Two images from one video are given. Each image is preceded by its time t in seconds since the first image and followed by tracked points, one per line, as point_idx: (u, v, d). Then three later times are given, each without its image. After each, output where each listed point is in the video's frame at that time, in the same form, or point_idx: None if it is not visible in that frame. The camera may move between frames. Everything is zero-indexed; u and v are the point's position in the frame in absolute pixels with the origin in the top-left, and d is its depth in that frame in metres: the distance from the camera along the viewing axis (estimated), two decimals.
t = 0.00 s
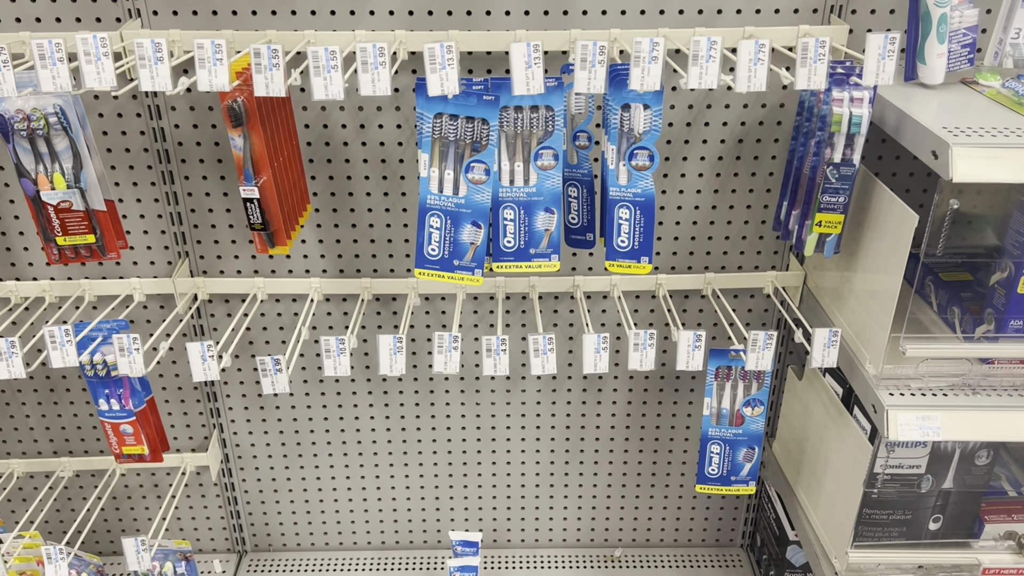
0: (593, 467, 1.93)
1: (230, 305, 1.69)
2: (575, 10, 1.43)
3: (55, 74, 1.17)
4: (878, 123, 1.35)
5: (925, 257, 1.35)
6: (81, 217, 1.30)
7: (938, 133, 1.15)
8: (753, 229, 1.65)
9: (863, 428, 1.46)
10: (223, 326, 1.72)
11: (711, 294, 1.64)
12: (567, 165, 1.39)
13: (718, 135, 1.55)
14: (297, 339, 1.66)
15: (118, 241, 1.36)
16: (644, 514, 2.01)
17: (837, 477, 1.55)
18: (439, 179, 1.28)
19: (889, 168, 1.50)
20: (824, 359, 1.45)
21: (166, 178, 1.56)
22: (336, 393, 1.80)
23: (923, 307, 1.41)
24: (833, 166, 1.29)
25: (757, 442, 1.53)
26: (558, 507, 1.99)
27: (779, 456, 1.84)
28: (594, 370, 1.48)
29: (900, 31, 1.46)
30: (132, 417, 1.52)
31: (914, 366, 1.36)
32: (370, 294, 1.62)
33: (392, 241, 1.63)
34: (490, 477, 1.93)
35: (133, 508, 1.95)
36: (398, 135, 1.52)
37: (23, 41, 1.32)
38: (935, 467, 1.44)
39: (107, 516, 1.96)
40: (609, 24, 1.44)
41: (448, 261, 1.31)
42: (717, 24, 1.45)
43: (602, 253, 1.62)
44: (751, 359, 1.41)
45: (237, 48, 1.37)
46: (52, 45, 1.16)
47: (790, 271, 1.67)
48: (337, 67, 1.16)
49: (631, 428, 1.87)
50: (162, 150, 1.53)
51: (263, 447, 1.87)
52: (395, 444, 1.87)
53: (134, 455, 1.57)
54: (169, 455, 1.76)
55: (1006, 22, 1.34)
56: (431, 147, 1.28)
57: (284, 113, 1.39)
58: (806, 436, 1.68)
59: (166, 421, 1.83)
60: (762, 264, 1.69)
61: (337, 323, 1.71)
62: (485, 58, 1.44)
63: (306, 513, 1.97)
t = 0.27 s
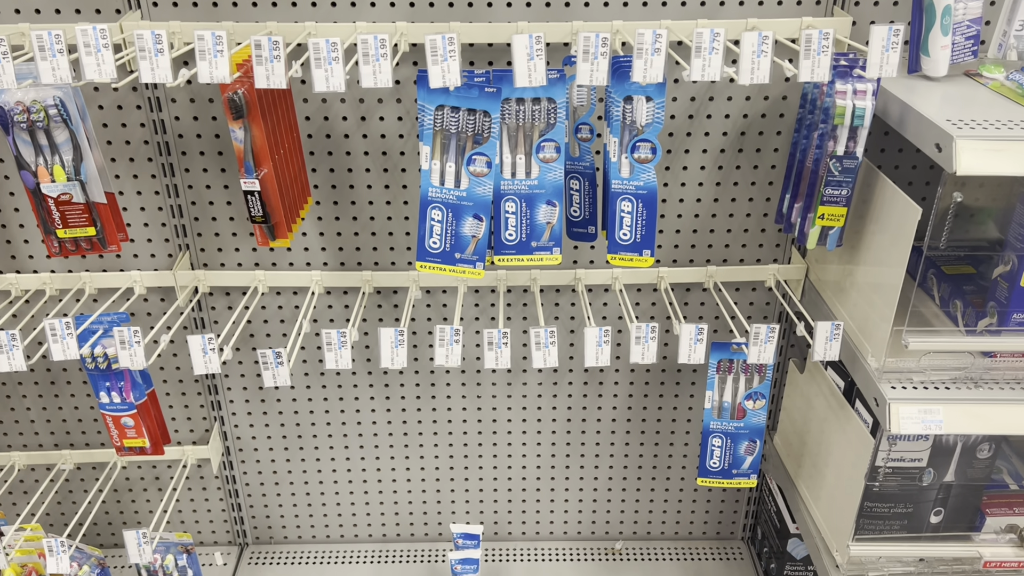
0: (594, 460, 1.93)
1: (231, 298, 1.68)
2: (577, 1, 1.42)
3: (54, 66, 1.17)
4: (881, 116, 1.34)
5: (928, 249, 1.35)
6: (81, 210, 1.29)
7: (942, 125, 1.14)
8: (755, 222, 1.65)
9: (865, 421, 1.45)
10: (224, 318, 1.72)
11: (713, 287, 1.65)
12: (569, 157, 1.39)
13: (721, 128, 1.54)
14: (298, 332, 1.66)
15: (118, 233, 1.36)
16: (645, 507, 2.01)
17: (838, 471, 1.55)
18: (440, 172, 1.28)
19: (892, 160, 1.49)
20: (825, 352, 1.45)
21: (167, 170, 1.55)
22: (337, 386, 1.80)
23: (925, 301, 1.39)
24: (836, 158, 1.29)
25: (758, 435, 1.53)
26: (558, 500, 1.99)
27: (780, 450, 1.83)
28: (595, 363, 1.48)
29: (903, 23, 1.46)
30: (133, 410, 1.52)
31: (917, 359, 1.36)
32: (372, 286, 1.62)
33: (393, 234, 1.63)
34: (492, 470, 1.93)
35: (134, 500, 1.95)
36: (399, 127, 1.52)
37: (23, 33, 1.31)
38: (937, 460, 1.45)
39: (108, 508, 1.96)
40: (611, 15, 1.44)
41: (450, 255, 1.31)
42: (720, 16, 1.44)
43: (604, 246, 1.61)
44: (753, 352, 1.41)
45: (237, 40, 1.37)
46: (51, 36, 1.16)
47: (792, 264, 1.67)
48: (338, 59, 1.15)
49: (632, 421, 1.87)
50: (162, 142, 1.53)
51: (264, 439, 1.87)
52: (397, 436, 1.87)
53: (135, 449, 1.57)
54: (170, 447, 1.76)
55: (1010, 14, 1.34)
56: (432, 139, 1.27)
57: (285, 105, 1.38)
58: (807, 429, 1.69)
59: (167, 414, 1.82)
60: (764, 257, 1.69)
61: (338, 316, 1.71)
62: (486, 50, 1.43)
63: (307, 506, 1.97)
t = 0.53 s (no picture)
0: (595, 457, 1.93)
1: (230, 295, 1.68)
2: None
3: (53, 62, 1.16)
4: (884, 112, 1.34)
5: (931, 246, 1.35)
6: (80, 207, 1.29)
7: (946, 122, 1.14)
8: (757, 219, 1.64)
9: (867, 418, 1.45)
10: (224, 315, 1.72)
11: (714, 284, 1.64)
12: (570, 154, 1.38)
13: (722, 124, 1.54)
14: (298, 329, 1.66)
15: (118, 230, 1.35)
16: (645, 504, 2.01)
17: (839, 468, 1.54)
18: (441, 169, 1.27)
19: (895, 157, 1.49)
20: (828, 349, 1.45)
21: (166, 167, 1.55)
22: (337, 383, 1.79)
23: (928, 299, 1.40)
24: (839, 156, 1.28)
25: (760, 433, 1.52)
26: (559, 497, 1.99)
27: (782, 447, 1.83)
28: (596, 361, 1.47)
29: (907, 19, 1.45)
30: (133, 407, 1.52)
31: (919, 357, 1.35)
32: (372, 284, 1.61)
33: (393, 231, 1.62)
34: (492, 467, 1.93)
35: (134, 497, 1.95)
36: (399, 123, 1.51)
37: (21, 28, 1.30)
38: (939, 458, 1.45)
39: (108, 505, 1.96)
40: (613, 11, 1.43)
41: (450, 252, 1.31)
42: (722, 11, 1.43)
43: (605, 243, 1.60)
44: (755, 349, 1.41)
45: (237, 35, 1.36)
46: (50, 32, 1.15)
47: (794, 261, 1.66)
48: (338, 55, 1.14)
49: (633, 418, 1.87)
50: (162, 139, 1.52)
51: (265, 436, 1.87)
52: (397, 433, 1.87)
53: (135, 446, 1.56)
54: (170, 444, 1.76)
55: (1014, 10, 1.33)
56: (433, 136, 1.26)
57: (284, 101, 1.37)
58: (809, 427, 1.68)
59: (166, 410, 1.82)
60: (766, 254, 1.68)
61: (338, 313, 1.70)
62: (487, 46, 1.43)
63: (307, 503, 1.97)
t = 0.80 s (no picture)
0: (595, 457, 1.93)
1: (230, 295, 1.67)
2: None
3: (51, 63, 1.16)
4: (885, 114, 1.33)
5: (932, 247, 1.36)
6: (78, 208, 1.29)
7: (947, 124, 1.13)
8: (757, 220, 1.63)
9: (867, 420, 1.44)
10: (223, 316, 1.71)
11: (715, 285, 1.63)
12: (570, 155, 1.37)
13: (723, 125, 1.53)
14: (298, 330, 1.65)
15: (116, 231, 1.35)
16: (645, 505, 2.00)
17: (840, 470, 1.54)
18: (440, 170, 1.27)
19: (896, 158, 1.48)
20: (829, 351, 1.44)
21: (165, 167, 1.54)
22: (337, 384, 1.79)
23: (929, 300, 1.41)
24: (840, 157, 1.27)
25: (760, 434, 1.52)
26: (559, 497, 1.98)
27: (782, 448, 1.82)
28: (596, 363, 1.46)
29: (908, 19, 1.44)
30: (132, 408, 1.51)
31: (920, 359, 1.35)
32: (372, 285, 1.61)
33: (393, 231, 1.62)
34: (492, 467, 1.92)
35: (133, 497, 1.94)
36: (399, 124, 1.51)
37: (19, 29, 1.30)
38: (939, 460, 1.45)
39: (107, 505, 1.95)
40: (613, 11, 1.42)
41: (450, 254, 1.30)
42: (723, 12, 1.43)
43: (605, 244, 1.60)
44: (755, 351, 1.40)
45: (235, 36, 1.36)
46: (48, 33, 1.15)
47: (794, 262, 1.66)
48: (337, 57, 1.14)
49: (633, 419, 1.86)
50: (161, 139, 1.52)
51: (264, 437, 1.86)
52: (397, 434, 1.87)
53: (134, 446, 1.56)
54: (169, 445, 1.76)
55: (1016, 11, 1.32)
56: (432, 137, 1.26)
57: (283, 102, 1.37)
58: (809, 428, 1.67)
59: (166, 411, 1.82)
60: (766, 254, 1.67)
61: (338, 313, 1.70)
62: (487, 46, 1.42)
63: (306, 504, 1.96)
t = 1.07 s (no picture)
0: (594, 460, 1.92)
1: (228, 298, 1.67)
2: None
3: (48, 67, 1.15)
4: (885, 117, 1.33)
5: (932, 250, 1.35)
6: (75, 212, 1.28)
7: (947, 128, 1.13)
8: (757, 223, 1.63)
9: (867, 425, 1.43)
10: (222, 318, 1.71)
11: (715, 288, 1.64)
12: (569, 159, 1.37)
13: (722, 127, 1.53)
14: (296, 333, 1.65)
15: (114, 234, 1.34)
16: (645, 507, 2.00)
17: (839, 473, 1.53)
18: (439, 174, 1.26)
19: (896, 161, 1.48)
20: (828, 355, 1.43)
21: (163, 169, 1.54)
22: (336, 386, 1.79)
23: (929, 304, 1.39)
24: (840, 161, 1.27)
25: (760, 438, 1.52)
26: (558, 500, 1.98)
27: (781, 451, 1.82)
28: (596, 366, 1.46)
29: (909, 22, 1.44)
30: (129, 411, 1.51)
31: (920, 363, 1.34)
32: (370, 286, 1.61)
33: (392, 233, 1.61)
34: (491, 470, 1.92)
35: (132, 499, 1.94)
36: (398, 126, 1.50)
37: (17, 31, 1.30)
38: (939, 464, 1.44)
39: (106, 507, 1.95)
40: (612, 14, 1.42)
41: (449, 257, 1.30)
42: (722, 14, 1.42)
43: (605, 247, 1.60)
44: (754, 355, 1.40)
45: (234, 38, 1.35)
46: (45, 37, 1.14)
47: (794, 265, 1.65)
48: (336, 60, 1.13)
49: (632, 421, 1.86)
50: (159, 141, 1.51)
51: (263, 440, 1.86)
52: (395, 436, 1.86)
53: (132, 450, 1.56)
54: (167, 448, 1.75)
55: (1017, 14, 1.32)
56: (431, 140, 1.26)
57: (282, 105, 1.36)
58: (809, 431, 1.67)
59: (164, 413, 1.81)
60: (766, 257, 1.67)
61: (336, 316, 1.69)
62: (486, 49, 1.42)
63: (305, 506, 1.96)
